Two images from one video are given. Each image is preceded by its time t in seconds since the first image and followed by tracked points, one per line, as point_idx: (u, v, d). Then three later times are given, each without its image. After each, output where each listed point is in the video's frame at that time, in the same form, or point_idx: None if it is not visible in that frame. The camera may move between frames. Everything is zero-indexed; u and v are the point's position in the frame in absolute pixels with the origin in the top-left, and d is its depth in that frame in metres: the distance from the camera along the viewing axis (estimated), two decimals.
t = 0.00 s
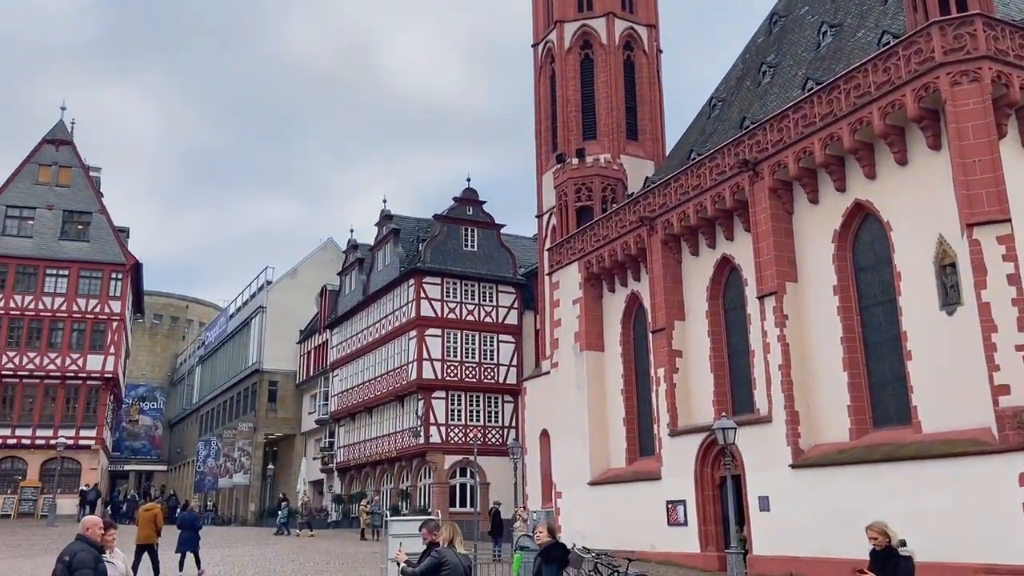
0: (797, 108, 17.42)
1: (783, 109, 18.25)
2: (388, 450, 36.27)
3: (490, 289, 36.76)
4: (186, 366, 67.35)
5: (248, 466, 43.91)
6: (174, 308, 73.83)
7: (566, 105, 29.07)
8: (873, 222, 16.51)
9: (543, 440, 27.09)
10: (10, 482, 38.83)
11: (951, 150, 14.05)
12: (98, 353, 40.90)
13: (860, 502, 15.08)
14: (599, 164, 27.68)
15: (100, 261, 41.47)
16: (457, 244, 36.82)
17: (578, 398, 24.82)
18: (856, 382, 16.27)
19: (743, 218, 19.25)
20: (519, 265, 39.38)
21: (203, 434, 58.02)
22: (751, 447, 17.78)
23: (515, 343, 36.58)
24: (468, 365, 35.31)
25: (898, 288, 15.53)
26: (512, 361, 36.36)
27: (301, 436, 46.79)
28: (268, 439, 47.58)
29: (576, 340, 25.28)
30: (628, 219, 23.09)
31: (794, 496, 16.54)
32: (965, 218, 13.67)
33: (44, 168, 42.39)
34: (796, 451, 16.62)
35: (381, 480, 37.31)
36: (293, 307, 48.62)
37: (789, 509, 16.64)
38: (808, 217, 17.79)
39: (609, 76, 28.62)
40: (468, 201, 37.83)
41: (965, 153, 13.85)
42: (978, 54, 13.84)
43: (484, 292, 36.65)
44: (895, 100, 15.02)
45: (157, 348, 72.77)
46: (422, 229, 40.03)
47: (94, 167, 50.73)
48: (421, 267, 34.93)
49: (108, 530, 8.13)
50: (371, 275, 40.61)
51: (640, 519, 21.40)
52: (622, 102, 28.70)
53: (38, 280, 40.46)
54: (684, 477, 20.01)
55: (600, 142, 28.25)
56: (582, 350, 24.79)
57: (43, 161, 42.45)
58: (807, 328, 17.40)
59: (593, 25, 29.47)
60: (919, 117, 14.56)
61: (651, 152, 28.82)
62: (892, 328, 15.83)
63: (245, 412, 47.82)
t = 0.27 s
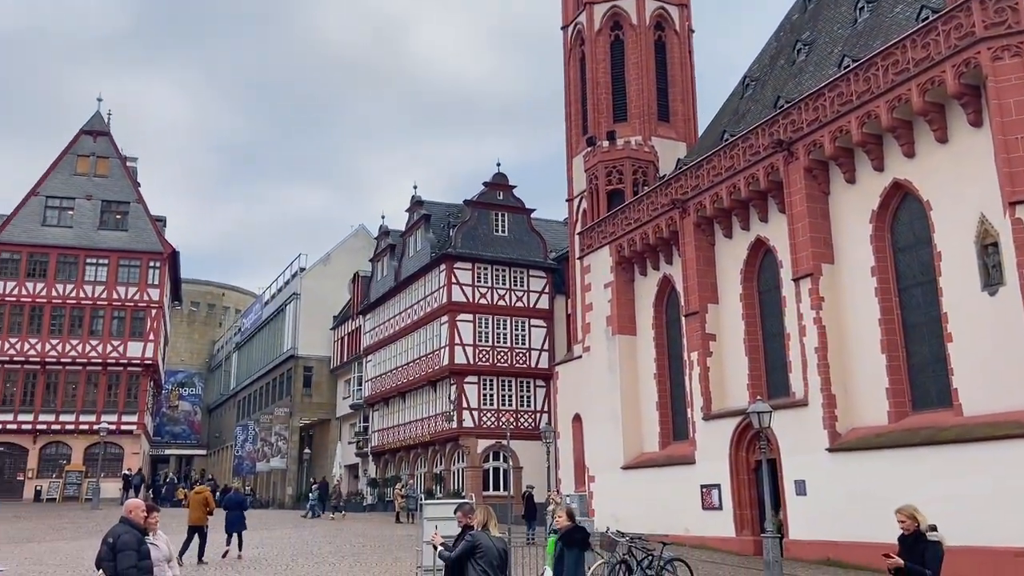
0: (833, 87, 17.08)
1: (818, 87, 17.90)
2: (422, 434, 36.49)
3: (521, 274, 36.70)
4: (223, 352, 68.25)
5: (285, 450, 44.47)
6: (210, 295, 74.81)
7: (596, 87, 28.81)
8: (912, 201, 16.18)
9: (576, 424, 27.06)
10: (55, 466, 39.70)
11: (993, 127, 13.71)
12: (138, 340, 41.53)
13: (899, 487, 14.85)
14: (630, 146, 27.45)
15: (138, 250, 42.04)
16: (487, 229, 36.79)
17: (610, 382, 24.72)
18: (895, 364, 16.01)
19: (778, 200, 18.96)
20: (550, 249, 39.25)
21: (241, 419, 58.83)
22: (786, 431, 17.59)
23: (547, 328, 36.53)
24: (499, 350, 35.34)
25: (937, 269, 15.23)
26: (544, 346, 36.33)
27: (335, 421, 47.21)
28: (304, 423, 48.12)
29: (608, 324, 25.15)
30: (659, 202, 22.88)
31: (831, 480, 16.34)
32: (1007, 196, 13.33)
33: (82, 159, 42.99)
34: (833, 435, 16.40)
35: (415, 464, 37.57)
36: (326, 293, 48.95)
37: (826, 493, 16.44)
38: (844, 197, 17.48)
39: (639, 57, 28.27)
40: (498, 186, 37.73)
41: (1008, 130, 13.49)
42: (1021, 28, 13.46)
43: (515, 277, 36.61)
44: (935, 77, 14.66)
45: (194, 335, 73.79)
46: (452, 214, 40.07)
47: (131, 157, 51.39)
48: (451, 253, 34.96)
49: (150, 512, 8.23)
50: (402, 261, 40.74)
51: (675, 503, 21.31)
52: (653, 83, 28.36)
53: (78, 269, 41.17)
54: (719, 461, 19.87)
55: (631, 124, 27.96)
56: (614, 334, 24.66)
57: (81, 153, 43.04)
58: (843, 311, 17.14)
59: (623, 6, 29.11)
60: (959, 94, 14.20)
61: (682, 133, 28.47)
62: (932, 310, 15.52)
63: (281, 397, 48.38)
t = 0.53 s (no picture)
0: (875, 66, 16.68)
1: (860, 66, 17.50)
2: (459, 421, 36.61)
3: (556, 261, 36.56)
4: (264, 342, 69.15)
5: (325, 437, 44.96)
6: (251, 286, 75.77)
7: (631, 71, 28.50)
8: (957, 182, 15.78)
9: (613, 411, 26.96)
10: (103, 454, 40.65)
11: None
12: (181, 330, 42.16)
13: (945, 473, 14.56)
14: (665, 130, 27.15)
15: (179, 242, 42.75)
16: (522, 216, 36.68)
17: (647, 369, 24.56)
18: (940, 348, 15.66)
19: (818, 182, 18.62)
20: (586, 236, 39.05)
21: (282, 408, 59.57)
22: (828, 417, 17.33)
23: (583, 315, 36.40)
24: (535, 337, 35.28)
25: (985, 251, 14.85)
26: (580, 333, 36.20)
27: (374, 409, 47.57)
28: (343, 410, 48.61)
29: (644, 311, 24.94)
30: (696, 187, 22.58)
31: (874, 467, 16.07)
32: None
33: (125, 153, 43.58)
34: (876, 421, 16.11)
35: (453, 451, 37.74)
36: (363, 282, 49.25)
37: (869, 480, 16.17)
38: (887, 179, 17.11)
39: (674, 39, 27.87)
40: (532, 172, 37.59)
41: None
42: None
43: (550, 264, 36.48)
44: (981, 54, 14.26)
45: (236, 325, 74.81)
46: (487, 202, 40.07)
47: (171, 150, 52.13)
48: (486, 240, 34.92)
49: (196, 499, 8.32)
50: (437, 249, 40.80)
51: (714, 490, 21.14)
52: (689, 66, 27.96)
53: (123, 262, 41.90)
54: (759, 448, 19.66)
55: (666, 109, 27.61)
56: (651, 320, 24.45)
57: (123, 147, 43.61)
58: (886, 294, 16.81)
59: None
60: (1006, 70, 13.79)
61: (719, 116, 28.04)
62: (979, 293, 15.16)
63: (320, 385, 48.89)
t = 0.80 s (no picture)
0: (921, 45, 16.26)
1: (906, 46, 17.08)
2: (500, 411, 36.67)
3: (595, 250, 36.38)
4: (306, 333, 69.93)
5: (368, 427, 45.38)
6: (293, 278, 76.67)
7: (669, 57, 28.15)
8: (1009, 163, 15.35)
9: (654, 400, 26.78)
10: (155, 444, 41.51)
11: None
12: (227, 323, 42.78)
13: (998, 462, 14.23)
14: (705, 116, 26.79)
15: (223, 236, 43.33)
16: (560, 205, 36.54)
17: (689, 357, 24.33)
18: (992, 334, 15.28)
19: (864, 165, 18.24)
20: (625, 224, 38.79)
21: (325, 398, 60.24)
22: (876, 405, 17.02)
23: (623, 304, 36.20)
24: (575, 326, 35.17)
25: None
26: (620, 322, 36.03)
27: (415, 399, 47.88)
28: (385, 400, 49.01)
29: (685, 299, 24.70)
30: (738, 172, 22.27)
31: (924, 455, 15.76)
32: None
33: (169, 149, 44.29)
34: (926, 409, 15.78)
35: (494, 440, 37.84)
36: (402, 273, 49.51)
37: (919, 469, 15.86)
38: (935, 161, 16.71)
39: (714, 23, 27.45)
40: (570, 161, 37.40)
41: None
42: None
43: (589, 253, 36.31)
44: None
45: (279, 317, 75.75)
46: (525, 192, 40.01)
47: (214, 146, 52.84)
48: (525, 230, 34.84)
49: (243, 487, 8.34)
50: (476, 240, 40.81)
51: (758, 479, 20.90)
52: (729, 50, 27.51)
53: (169, 256, 42.64)
54: (804, 436, 19.39)
55: (706, 94, 27.21)
56: (692, 308, 24.21)
57: (168, 143, 44.32)
58: (936, 279, 16.43)
59: None
60: None
61: (760, 100, 27.57)
62: None
63: (362, 375, 49.32)
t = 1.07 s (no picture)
0: (972, 24, 15.78)
1: (956, 25, 16.59)
2: (542, 402, 36.61)
3: (637, 240, 36.11)
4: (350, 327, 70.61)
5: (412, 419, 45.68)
6: (337, 273, 77.55)
7: (711, 43, 27.73)
8: None
9: (698, 391, 26.50)
10: (206, 436, 42.18)
11: None
12: (272, 317, 43.33)
13: None
14: (748, 102, 26.38)
15: (268, 232, 43.90)
16: (601, 195, 36.32)
17: (734, 347, 24.03)
18: None
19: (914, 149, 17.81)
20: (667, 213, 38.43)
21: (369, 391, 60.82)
22: (928, 394, 16.63)
23: (666, 294, 35.89)
24: (617, 318, 34.97)
25: None
26: (663, 312, 35.74)
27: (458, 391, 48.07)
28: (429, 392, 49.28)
29: (730, 289, 24.37)
30: (782, 159, 21.88)
31: (978, 446, 15.36)
32: None
33: (215, 147, 44.92)
34: (980, 398, 15.37)
35: (537, 432, 37.82)
36: (444, 266, 49.67)
37: (973, 459, 15.46)
38: (988, 144, 16.24)
39: (756, 8, 26.95)
40: (610, 151, 37.14)
41: None
42: None
43: (631, 243, 36.04)
44: None
45: (324, 311, 76.66)
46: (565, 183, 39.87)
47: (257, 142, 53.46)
48: (565, 221, 34.68)
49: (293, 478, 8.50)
50: (516, 231, 40.75)
51: (807, 470, 20.58)
52: (772, 34, 27.00)
53: (217, 252, 43.35)
54: (854, 427, 19.04)
55: (749, 80, 26.76)
56: (737, 298, 23.88)
57: (213, 142, 44.96)
58: (990, 265, 15.99)
59: None
60: None
61: (805, 85, 27.03)
62: None
63: (405, 368, 49.63)
